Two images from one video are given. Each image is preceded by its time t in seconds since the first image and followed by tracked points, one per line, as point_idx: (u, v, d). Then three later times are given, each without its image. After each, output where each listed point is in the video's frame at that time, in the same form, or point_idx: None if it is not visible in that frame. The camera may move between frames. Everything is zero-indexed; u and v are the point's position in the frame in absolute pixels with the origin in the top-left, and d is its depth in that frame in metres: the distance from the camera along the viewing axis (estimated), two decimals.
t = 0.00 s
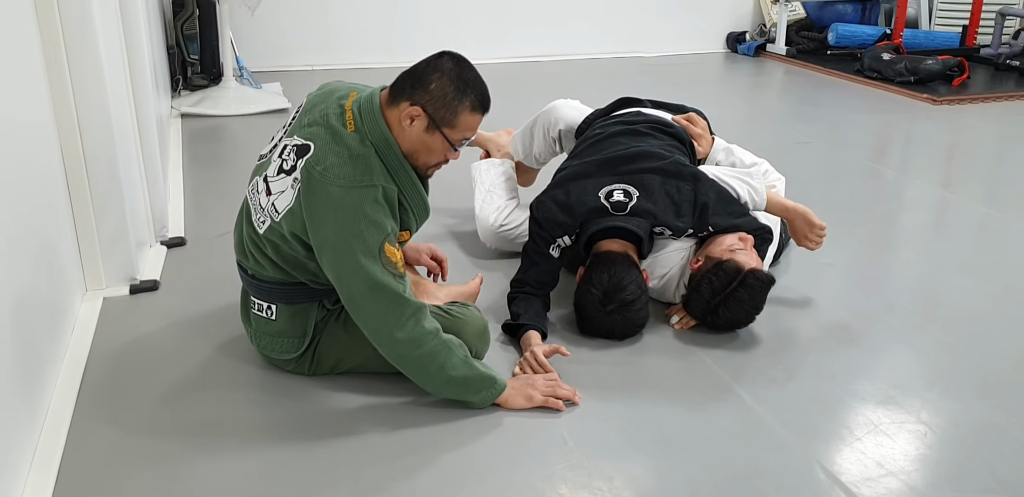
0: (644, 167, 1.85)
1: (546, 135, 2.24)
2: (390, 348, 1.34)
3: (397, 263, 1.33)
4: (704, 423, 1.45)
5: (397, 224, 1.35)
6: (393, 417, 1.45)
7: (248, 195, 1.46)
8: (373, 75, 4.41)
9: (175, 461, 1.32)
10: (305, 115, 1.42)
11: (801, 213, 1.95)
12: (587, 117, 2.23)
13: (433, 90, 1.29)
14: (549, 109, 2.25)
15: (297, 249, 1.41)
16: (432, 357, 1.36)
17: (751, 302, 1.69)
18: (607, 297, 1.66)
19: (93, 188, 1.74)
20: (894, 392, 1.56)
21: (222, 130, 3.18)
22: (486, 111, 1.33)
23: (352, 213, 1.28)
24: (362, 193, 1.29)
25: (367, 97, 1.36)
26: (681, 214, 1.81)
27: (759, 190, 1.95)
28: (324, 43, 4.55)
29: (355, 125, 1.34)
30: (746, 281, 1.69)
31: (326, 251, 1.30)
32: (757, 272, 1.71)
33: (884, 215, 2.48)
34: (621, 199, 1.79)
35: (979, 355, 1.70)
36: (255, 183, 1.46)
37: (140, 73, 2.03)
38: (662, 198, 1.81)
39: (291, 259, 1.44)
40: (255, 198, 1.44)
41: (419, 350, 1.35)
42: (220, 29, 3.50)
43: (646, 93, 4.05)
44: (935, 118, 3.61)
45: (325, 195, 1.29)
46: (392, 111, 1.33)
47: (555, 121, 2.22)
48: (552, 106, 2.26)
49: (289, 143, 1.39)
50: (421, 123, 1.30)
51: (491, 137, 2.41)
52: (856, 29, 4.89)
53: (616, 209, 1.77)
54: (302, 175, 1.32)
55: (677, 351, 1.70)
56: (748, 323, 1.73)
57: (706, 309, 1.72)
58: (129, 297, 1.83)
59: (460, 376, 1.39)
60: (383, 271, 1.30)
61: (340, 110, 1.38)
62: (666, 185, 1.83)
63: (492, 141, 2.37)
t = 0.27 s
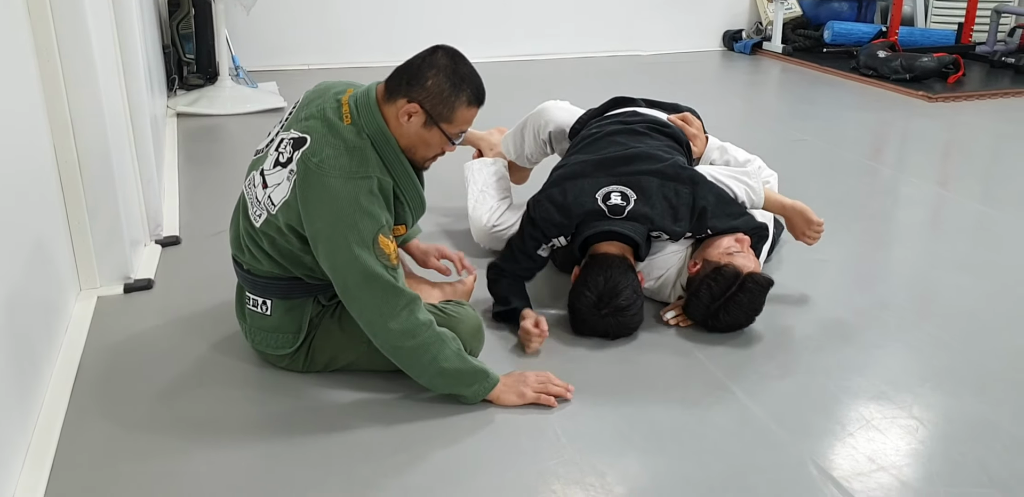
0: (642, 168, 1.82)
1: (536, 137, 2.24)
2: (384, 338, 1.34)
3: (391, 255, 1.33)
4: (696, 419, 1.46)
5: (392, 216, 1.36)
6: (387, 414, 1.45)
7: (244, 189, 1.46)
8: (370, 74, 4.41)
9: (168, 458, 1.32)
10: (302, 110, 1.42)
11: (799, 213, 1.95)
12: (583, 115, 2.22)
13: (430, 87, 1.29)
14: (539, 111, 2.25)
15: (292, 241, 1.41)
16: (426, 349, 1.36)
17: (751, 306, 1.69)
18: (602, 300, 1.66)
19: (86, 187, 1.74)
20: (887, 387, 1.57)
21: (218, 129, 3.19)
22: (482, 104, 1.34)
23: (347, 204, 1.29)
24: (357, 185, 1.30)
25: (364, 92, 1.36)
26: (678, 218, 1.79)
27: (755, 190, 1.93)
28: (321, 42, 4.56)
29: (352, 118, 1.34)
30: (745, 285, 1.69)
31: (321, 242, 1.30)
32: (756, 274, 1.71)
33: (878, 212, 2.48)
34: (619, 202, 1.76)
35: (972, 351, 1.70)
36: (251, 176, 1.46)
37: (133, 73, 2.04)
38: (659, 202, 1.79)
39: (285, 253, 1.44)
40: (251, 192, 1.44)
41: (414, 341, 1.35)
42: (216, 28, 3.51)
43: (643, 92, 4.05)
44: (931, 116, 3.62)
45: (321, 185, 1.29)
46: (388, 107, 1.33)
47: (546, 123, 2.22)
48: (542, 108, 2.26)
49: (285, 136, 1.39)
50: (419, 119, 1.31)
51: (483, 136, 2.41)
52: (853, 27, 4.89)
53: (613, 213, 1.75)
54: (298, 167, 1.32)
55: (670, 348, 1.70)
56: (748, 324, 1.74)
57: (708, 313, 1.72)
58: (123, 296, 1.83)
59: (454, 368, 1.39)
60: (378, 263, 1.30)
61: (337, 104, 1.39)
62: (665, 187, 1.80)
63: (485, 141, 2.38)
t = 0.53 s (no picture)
0: (635, 167, 1.82)
1: (530, 138, 2.24)
2: (378, 327, 1.34)
3: (382, 246, 1.33)
4: (690, 417, 1.46)
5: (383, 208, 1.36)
6: (381, 413, 1.45)
7: (239, 185, 1.47)
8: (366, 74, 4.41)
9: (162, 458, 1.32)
10: (297, 107, 1.44)
11: (794, 212, 1.95)
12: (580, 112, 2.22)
13: (422, 83, 1.29)
14: (532, 111, 2.25)
15: (286, 235, 1.41)
16: (419, 339, 1.35)
17: (745, 305, 1.69)
18: (594, 299, 1.66)
19: (81, 188, 1.74)
20: (880, 385, 1.57)
21: (214, 130, 3.19)
22: (475, 99, 1.34)
23: (337, 195, 1.29)
24: (346, 176, 1.30)
25: (356, 88, 1.37)
26: (668, 219, 1.79)
27: (750, 190, 1.92)
28: (318, 44, 4.56)
29: (343, 112, 1.35)
30: (740, 284, 1.69)
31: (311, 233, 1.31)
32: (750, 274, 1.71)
33: (874, 211, 2.48)
34: (607, 202, 1.78)
35: (966, 348, 1.70)
36: (246, 173, 1.47)
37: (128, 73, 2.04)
38: (650, 202, 1.79)
39: (278, 249, 1.44)
40: (245, 188, 1.45)
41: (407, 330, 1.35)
42: (212, 30, 3.51)
43: (639, 91, 4.05)
44: (927, 114, 3.62)
45: (311, 177, 1.30)
46: (381, 104, 1.33)
47: (540, 124, 2.22)
48: (536, 109, 2.25)
49: (278, 133, 1.41)
50: (411, 115, 1.31)
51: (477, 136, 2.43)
52: (849, 26, 4.90)
53: (601, 214, 1.77)
54: (288, 160, 1.33)
55: (664, 346, 1.70)
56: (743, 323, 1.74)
57: (703, 314, 1.72)
58: (119, 297, 1.84)
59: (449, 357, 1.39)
60: (368, 254, 1.31)
61: (329, 100, 1.40)
62: (655, 187, 1.80)
63: (477, 141, 2.41)
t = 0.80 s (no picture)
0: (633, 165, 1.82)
1: (526, 136, 2.24)
2: (375, 331, 1.34)
3: (384, 252, 1.33)
4: (687, 416, 1.46)
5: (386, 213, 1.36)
6: (379, 414, 1.45)
7: (241, 186, 1.47)
8: (364, 74, 4.41)
9: (159, 459, 1.32)
10: (302, 109, 1.43)
11: (792, 212, 1.95)
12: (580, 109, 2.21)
13: (430, 92, 1.29)
14: (528, 111, 2.25)
15: (287, 235, 1.41)
16: (418, 344, 1.36)
17: (743, 304, 1.69)
18: (586, 294, 1.67)
19: (78, 190, 1.74)
20: (877, 384, 1.57)
21: (212, 131, 3.19)
22: (481, 108, 1.34)
23: (341, 199, 1.29)
24: (352, 180, 1.30)
25: (365, 92, 1.37)
26: (664, 218, 1.79)
27: (748, 191, 1.92)
28: (316, 44, 4.56)
29: (350, 117, 1.35)
30: (737, 283, 1.69)
31: (314, 236, 1.30)
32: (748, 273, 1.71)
33: (872, 209, 2.48)
34: (603, 200, 1.78)
35: (963, 346, 1.70)
36: (249, 172, 1.47)
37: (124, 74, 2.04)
38: (646, 201, 1.79)
39: (280, 250, 1.44)
40: (247, 188, 1.45)
41: (405, 336, 1.35)
42: (210, 30, 3.51)
43: (637, 90, 4.05)
44: (924, 112, 3.63)
45: (315, 180, 1.30)
46: (389, 111, 1.33)
47: (535, 122, 2.22)
48: (532, 108, 2.26)
49: (283, 134, 1.40)
50: (419, 124, 1.32)
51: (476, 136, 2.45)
52: (846, 24, 4.90)
53: (596, 212, 1.77)
54: (293, 162, 1.33)
55: (661, 346, 1.70)
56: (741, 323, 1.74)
57: (701, 312, 1.72)
58: (116, 298, 1.84)
59: (443, 363, 1.39)
60: (370, 259, 1.31)
61: (336, 104, 1.40)
62: (653, 186, 1.80)
63: (477, 141, 2.43)
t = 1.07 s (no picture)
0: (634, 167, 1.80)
1: (525, 137, 2.24)
2: (374, 331, 1.34)
3: (382, 251, 1.33)
4: (686, 416, 1.46)
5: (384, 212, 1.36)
6: (378, 415, 1.45)
7: (239, 187, 1.47)
8: (363, 75, 4.41)
9: (159, 461, 1.32)
10: (296, 109, 1.44)
11: (792, 210, 1.95)
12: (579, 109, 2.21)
13: (420, 86, 1.29)
14: (527, 112, 2.24)
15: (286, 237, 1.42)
16: (416, 343, 1.36)
17: (742, 306, 1.70)
18: (589, 269, 1.66)
19: (77, 191, 1.74)
20: (876, 383, 1.57)
21: (211, 132, 3.19)
22: (473, 101, 1.34)
23: (337, 199, 1.29)
24: (347, 179, 1.31)
25: (357, 90, 1.38)
26: (663, 220, 1.78)
27: (748, 191, 1.90)
28: (314, 45, 4.56)
29: (343, 115, 1.36)
30: (736, 285, 1.70)
31: (312, 236, 1.31)
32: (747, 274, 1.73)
33: (871, 209, 2.49)
34: (603, 202, 1.76)
35: (962, 346, 1.70)
36: (246, 174, 1.47)
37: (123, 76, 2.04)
38: (646, 203, 1.78)
39: (280, 251, 1.45)
40: (246, 189, 1.46)
41: (403, 334, 1.35)
42: (208, 32, 3.51)
43: (636, 90, 4.05)
44: (924, 112, 3.63)
45: (312, 180, 1.30)
46: (381, 106, 1.34)
47: (533, 124, 2.22)
48: (530, 109, 2.25)
49: (279, 135, 1.41)
50: (411, 119, 1.32)
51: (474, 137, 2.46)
52: (845, 24, 4.90)
53: (597, 214, 1.75)
54: (289, 163, 1.34)
55: (660, 346, 1.70)
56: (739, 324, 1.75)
57: (700, 314, 1.73)
58: (116, 300, 1.84)
59: (443, 361, 1.39)
60: (367, 258, 1.31)
61: (329, 103, 1.40)
62: (653, 188, 1.79)
63: (475, 141, 2.45)
